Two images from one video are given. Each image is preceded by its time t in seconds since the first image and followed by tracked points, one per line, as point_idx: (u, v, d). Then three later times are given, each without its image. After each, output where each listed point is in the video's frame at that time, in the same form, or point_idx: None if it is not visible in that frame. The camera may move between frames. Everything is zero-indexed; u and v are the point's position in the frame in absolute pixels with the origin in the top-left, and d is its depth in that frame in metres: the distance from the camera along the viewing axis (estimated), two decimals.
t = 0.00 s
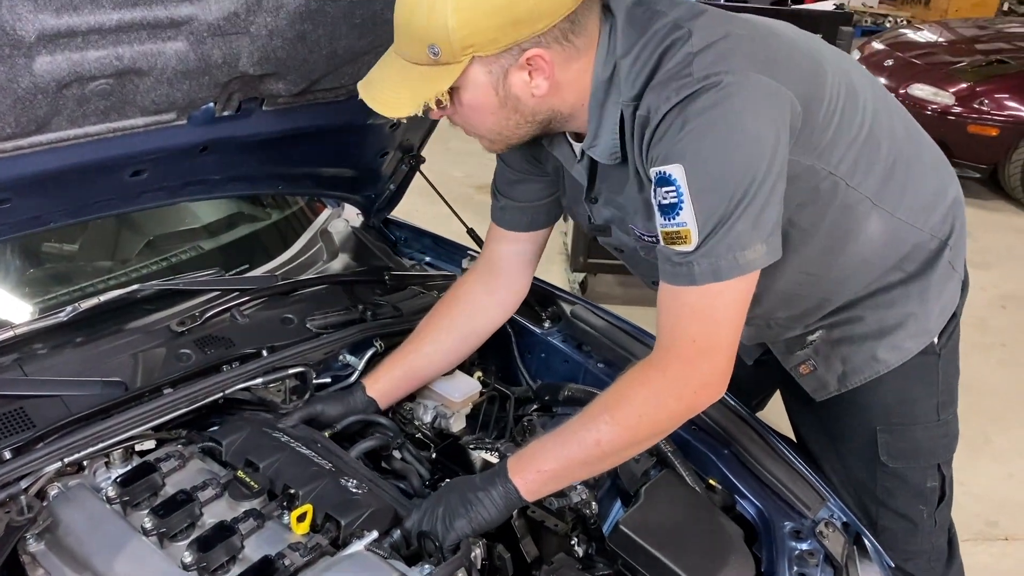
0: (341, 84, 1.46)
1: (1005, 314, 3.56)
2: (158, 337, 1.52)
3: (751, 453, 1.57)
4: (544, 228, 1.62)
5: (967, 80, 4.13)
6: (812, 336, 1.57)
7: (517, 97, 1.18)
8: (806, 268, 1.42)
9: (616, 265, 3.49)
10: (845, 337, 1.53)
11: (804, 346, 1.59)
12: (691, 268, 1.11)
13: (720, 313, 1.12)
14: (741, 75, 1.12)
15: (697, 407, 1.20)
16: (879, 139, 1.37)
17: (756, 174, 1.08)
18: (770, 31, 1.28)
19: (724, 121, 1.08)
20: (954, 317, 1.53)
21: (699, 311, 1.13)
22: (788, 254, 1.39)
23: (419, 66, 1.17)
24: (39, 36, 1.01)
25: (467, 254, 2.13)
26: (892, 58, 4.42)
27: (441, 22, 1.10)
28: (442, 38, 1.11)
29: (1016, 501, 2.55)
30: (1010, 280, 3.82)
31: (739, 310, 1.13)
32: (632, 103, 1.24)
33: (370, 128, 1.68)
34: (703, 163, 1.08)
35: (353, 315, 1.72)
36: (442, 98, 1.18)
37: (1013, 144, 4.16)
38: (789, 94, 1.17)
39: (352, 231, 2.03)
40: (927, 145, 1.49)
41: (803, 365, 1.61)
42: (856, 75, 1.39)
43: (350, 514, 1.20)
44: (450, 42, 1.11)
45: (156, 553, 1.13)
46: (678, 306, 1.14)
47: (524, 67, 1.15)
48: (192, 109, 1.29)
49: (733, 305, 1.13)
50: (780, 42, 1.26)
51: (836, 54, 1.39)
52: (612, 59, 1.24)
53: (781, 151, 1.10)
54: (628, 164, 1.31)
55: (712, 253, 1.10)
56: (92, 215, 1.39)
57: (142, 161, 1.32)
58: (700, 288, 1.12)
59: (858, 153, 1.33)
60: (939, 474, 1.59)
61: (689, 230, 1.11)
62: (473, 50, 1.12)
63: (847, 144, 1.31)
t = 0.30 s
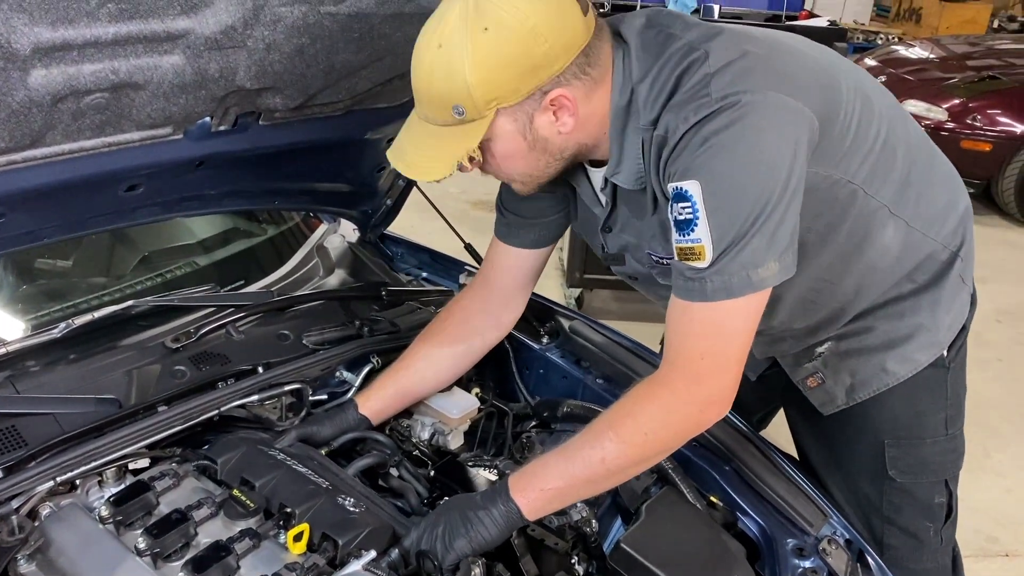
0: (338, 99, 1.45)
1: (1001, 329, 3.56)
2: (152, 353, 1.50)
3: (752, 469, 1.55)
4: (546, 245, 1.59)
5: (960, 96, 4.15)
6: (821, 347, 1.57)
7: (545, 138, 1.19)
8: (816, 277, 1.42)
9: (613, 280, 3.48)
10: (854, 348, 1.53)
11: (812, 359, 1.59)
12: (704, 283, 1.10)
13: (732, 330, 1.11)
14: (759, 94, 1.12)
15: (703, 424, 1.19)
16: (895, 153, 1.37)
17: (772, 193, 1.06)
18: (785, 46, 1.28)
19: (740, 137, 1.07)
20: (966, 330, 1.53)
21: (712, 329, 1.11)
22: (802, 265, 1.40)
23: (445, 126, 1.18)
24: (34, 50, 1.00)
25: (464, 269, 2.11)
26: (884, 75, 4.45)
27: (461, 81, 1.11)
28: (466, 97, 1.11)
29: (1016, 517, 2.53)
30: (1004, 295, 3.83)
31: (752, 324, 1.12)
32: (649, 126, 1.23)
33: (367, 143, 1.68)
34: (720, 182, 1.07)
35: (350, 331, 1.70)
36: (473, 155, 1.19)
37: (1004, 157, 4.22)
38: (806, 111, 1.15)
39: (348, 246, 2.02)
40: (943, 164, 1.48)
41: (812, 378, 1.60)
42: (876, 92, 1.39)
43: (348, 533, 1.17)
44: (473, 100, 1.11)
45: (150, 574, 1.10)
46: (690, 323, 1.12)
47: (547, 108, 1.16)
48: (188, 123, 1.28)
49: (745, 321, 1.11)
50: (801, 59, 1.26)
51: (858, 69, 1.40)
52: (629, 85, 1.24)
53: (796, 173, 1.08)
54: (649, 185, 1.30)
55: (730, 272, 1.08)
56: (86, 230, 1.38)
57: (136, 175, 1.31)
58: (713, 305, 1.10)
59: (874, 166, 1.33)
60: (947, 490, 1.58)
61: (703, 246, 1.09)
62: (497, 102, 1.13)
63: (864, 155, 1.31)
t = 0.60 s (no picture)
0: (341, 95, 1.44)
1: (1003, 329, 3.55)
2: (153, 351, 1.49)
3: (757, 467, 1.54)
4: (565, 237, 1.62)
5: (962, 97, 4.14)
6: (849, 338, 1.58)
7: (587, 100, 1.20)
8: (842, 258, 1.45)
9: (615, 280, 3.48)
10: (887, 339, 1.54)
11: (839, 350, 1.61)
12: (729, 219, 1.09)
13: (769, 257, 1.07)
14: (782, 45, 1.16)
15: (742, 372, 1.12)
16: (915, 132, 1.41)
17: (793, 128, 1.07)
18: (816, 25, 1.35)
19: (760, 84, 1.11)
20: (992, 326, 1.55)
21: (748, 257, 1.08)
22: (825, 242, 1.43)
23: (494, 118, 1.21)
24: (34, 43, 0.99)
25: (466, 268, 2.10)
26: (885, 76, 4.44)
27: (498, 62, 1.14)
28: (506, 76, 1.15)
29: (1020, 517, 2.52)
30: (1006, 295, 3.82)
31: (792, 260, 1.08)
32: (675, 92, 1.26)
33: (370, 140, 1.67)
34: (741, 117, 1.11)
35: (352, 329, 1.69)
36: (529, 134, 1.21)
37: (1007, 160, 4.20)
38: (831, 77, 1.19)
39: (349, 245, 2.01)
40: (967, 156, 1.52)
41: (838, 370, 1.62)
42: (900, 80, 1.44)
43: (351, 532, 1.16)
44: (514, 77, 1.15)
45: (150, 573, 1.09)
46: (724, 253, 1.10)
47: (584, 68, 1.19)
48: (189, 119, 1.27)
49: (783, 255, 1.07)
50: (829, 37, 1.32)
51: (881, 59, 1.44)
52: (654, 55, 1.29)
53: (823, 124, 1.10)
54: (682, 155, 1.32)
55: (750, 200, 1.07)
56: (86, 228, 1.36)
57: (137, 172, 1.30)
58: (747, 236, 1.08)
59: (896, 137, 1.38)
60: (966, 488, 1.57)
61: (725, 180, 1.10)
62: (537, 74, 1.16)
63: (885, 127, 1.37)
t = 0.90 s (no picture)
0: (341, 94, 1.44)
1: (1005, 329, 3.54)
2: (153, 351, 1.48)
3: (758, 467, 1.53)
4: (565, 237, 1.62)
5: (964, 96, 4.13)
6: (850, 339, 1.58)
7: (587, 106, 1.21)
8: (845, 259, 1.45)
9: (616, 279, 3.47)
10: (887, 338, 1.54)
11: (841, 350, 1.60)
12: (739, 228, 1.10)
13: (780, 265, 1.08)
14: (785, 47, 1.16)
15: (752, 378, 1.14)
16: (918, 133, 1.41)
17: (797, 135, 1.07)
18: (820, 25, 1.34)
19: (763, 87, 1.11)
20: (995, 325, 1.55)
21: (759, 265, 1.09)
22: (827, 244, 1.43)
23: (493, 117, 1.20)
24: (32, 42, 0.98)
25: (467, 267, 2.10)
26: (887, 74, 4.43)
27: (500, 64, 1.14)
28: (507, 78, 1.14)
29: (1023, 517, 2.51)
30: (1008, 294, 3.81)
31: (800, 269, 1.09)
32: (677, 94, 1.26)
33: (370, 139, 1.66)
34: (746, 121, 1.10)
35: (352, 329, 1.68)
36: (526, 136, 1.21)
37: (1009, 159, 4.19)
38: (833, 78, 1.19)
39: (349, 244, 2.01)
40: (970, 156, 1.51)
41: (840, 369, 1.61)
42: (904, 81, 1.44)
43: (351, 533, 1.15)
44: (515, 79, 1.14)
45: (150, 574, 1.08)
46: (734, 260, 1.11)
47: (586, 74, 1.19)
48: (189, 118, 1.27)
49: (792, 264, 1.09)
50: (830, 37, 1.32)
51: (884, 60, 1.44)
52: (657, 58, 1.29)
53: (827, 128, 1.10)
54: (684, 157, 1.32)
55: (759, 209, 1.08)
56: (86, 227, 1.36)
57: (136, 171, 1.30)
58: (756, 244, 1.09)
59: (899, 138, 1.38)
60: (969, 487, 1.57)
61: (735, 188, 1.10)
62: (538, 78, 1.15)
63: (889, 127, 1.37)
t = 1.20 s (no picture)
0: (341, 90, 1.43)
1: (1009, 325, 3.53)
2: (153, 349, 1.48)
3: (760, 465, 1.52)
4: (565, 235, 1.61)
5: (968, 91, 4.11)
6: (854, 335, 1.57)
7: (592, 99, 1.20)
8: (847, 257, 1.44)
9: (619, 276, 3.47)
10: (889, 336, 1.53)
11: (845, 347, 1.59)
12: (725, 223, 1.09)
13: (758, 265, 1.08)
14: (788, 43, 1.15)
15: (724, 374, 1.15)
16: (922, 130, 1.40)
17: (795, 134, 1.07)
18: (823, 19, 1.32)
19: (763, 84, 1.11)
20: (999, 322, 1.54)
21: (739, 263, 1.09)
22: (828, 242, 1.42)
23: (497, 110, 1.19)
24: (30, 38, 0.98)
25: (468, 264, 2.09)
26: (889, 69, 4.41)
27: (505, 55, 1.13)
28: (513, 69, 1.13)
29: None
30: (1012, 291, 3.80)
31: (782, 267, 1.09)
32: (679, 89, 1.25)
33: (370, 136, 1.65)
34: (743, 117, 1.10)
35: (353, 326, 1.67)
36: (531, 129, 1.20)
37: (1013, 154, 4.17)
38: (835, 73, 1.18)
39: (349, 241, 2.01)
40: (974, 151, 1.50)
41: (843, 367, 1.59)
42: (908, 77, 1.43)
43: (350, 532, 1.15)
44: (521, 71, 1.13)
45: (149, 572, 1.08)
46: (715, 258, 1.11)
47: (591, 66, 1.18)
48: (188, 115, 1.26)
49: (774, 262, 1.08)
50: (834, 33, 1.31)
51: (889, 55, 1.43)
52: (660, 51, 1.27)
53: (826, 126, 1.10)
54: (685, 153, 1.31)
55: (747, 205, 1.08)
56: (85, 225, 1.35)
57: (135, 168, 1.29)
58: (737, 240, 1.08)
59: (902, 135, 1.37)
60: (974, 484, 1.56)
61: (723, 182, 1.10)
62: (543, 70, 1.15)
63: (893, 124, 1.36)
